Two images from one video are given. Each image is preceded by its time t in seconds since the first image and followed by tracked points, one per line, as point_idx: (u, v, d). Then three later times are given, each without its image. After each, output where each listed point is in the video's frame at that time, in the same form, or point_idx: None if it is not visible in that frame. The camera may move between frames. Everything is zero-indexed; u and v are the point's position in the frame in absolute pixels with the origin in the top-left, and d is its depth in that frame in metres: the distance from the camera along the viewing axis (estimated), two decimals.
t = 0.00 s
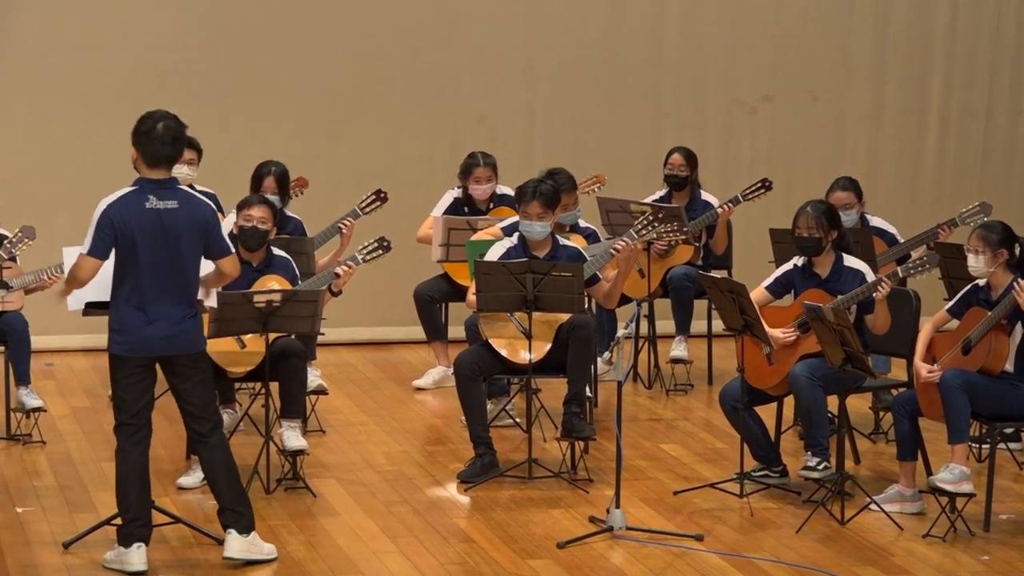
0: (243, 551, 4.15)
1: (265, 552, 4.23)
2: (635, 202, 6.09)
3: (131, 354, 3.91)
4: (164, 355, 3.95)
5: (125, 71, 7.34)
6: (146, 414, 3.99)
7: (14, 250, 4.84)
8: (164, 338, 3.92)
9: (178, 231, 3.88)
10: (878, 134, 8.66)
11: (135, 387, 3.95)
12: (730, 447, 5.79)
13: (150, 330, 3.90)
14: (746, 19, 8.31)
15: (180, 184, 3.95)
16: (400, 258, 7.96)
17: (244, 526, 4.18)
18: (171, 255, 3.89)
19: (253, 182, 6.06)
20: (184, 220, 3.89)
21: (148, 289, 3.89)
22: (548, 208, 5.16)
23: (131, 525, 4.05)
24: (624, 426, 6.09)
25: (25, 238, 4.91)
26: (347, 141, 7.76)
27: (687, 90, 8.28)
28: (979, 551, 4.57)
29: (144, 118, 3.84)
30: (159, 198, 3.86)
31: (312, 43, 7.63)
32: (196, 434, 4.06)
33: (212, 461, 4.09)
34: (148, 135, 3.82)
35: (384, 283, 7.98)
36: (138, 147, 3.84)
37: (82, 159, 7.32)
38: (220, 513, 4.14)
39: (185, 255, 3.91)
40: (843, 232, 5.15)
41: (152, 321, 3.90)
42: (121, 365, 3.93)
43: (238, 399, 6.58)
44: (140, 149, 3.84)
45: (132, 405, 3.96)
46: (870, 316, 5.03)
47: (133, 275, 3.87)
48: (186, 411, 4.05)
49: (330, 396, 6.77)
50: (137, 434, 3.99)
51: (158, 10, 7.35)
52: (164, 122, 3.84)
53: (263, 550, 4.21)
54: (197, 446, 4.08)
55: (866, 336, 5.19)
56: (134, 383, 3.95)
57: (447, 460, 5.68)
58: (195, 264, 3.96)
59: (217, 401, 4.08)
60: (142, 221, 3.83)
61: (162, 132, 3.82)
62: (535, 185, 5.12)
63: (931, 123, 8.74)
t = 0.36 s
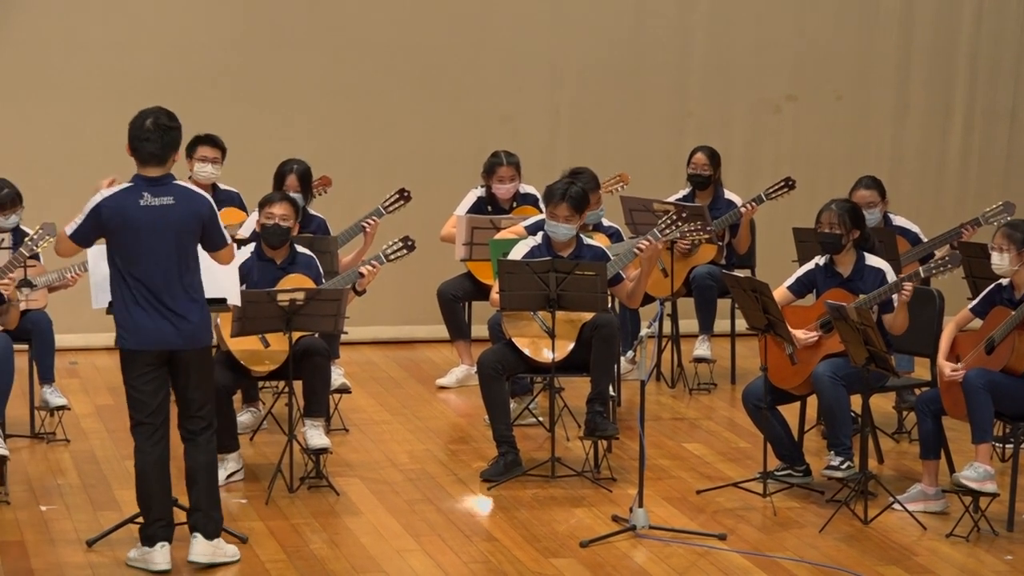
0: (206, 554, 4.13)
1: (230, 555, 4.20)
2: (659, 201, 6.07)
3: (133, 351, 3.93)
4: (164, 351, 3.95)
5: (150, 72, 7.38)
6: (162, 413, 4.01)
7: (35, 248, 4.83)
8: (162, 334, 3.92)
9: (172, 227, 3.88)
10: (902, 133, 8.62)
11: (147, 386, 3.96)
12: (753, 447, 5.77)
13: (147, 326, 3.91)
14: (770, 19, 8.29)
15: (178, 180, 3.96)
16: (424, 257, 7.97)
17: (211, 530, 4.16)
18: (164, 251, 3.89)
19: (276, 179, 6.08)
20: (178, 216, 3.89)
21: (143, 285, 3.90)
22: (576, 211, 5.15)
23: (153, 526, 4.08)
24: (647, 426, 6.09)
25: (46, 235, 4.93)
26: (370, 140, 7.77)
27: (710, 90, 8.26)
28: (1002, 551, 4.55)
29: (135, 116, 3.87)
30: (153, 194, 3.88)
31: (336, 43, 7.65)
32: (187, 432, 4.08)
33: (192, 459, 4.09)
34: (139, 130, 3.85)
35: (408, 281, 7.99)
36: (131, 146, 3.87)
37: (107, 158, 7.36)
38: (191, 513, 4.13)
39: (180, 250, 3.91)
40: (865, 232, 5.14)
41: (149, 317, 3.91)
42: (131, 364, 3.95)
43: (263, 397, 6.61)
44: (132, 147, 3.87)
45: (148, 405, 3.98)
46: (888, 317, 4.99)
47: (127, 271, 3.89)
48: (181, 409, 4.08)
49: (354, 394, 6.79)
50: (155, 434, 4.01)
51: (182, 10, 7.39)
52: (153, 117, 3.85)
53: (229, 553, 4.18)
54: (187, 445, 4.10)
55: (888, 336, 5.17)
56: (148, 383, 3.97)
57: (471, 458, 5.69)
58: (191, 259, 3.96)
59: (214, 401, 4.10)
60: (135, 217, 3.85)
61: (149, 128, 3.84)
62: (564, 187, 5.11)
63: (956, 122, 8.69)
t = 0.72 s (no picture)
0: (243, 557, 4.10)
1: (265, 557, 4.18)
2: (679, 200, 6.07)
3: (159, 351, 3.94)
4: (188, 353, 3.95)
5: (171, 72, 7.42)
6: (186, 415, 4.02)
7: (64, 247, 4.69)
8: (184, 336, 3.92)
9: (197, 229, 3.87)
10: (923, 132, 8.59)
11: (173, 387, 3.98)
12: (773, 446, 5.76)
13: (174, 328, 3.92)
14: (790, 18, 8.27)
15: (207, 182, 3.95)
16: (445, 256, 7.99)
17: (245, 534, 4.13)
18: (189, 253, 3.89)
19: (297, 178, 6.10)
20: (203, 218, 3.88)
21: (171, 287, 3.91)
22: (597, 210, 5.15)
23: (173, 528, 4.11)
24: (667, 425, 6.08)
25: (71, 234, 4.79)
26: (390, 140, 7.79)
27: (730, 89, 8.25)
28: None
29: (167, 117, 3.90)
30: (180, 196, 3.88)
31: (356, 43, 7.66)
32: (219, 434, 4.05)
33: (226, 464, 4.06)
34: (167, 130, 3.87)
35: (428, 280, 8.01)
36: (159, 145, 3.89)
37: (128, 158, 7.40)
38: (226, 517, 4.10)
39: (208, 253, 3.91)
40: (886, 231, 5.12)
41: (173, 317, 3.92)
42: (156, 364, 3.97)
43: (284, 396, 6.63)
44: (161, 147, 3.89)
45: (171, 406, 3.99)
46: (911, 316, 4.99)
47: (154, 272, 3.91)
48: (212, 412, 4.05)
49: (374, 393, 6.81)
50: (179, 437, 4.02)
51: (202, 10, 7.42)
52: (182, 118, 3.87)
53: (264, 556, 4.16)
54: (220, 448, 4.07)
55: (909, 335, 5.16)
56: (174, 386, 3.98)
57: (491, 458, 5.70)
58: (220, 261, 3.94)
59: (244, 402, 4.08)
60: (162, 219, 3.86)
61: (179, 128, 3.86)
62: (585, 186, 5.10)
63: (977, 120, 8.66)
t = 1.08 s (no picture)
0: (276, 566, 4.13)
1: (294, 561, 4.22)
2: (700, 200, 6.07)
3: (212, 352, 3.96)
4: (242, 355, 3.97)
5: (193, 73, 7.44)
6: (231, 417, 4.04)
7: (86, 248, 4.85)
8: (239, 338, 3.94)
9: (257, 232, 3.89)
10: (945, 132, 8.55)
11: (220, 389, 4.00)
12: (794, 446, 5.75)
13: (232, 331, 3.94)
14: (811, 18, 8.26)
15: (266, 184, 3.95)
16: (465, 256, 8.01)
17: (279, 542, 4.15)
18: (250, 255, 3.91)
19: (318, 177, 6.10)
20: (264, 221, 3.89)
21: (230, 289, 3.92)
22: (615, 206, 5.16)
23: (198, 526, 4.14)
24: (688, 425, 6.08)
25: (95, 236, 4.96)
26: (411, 139, 7.81)
27: (752, 88, 8.23)
28: None
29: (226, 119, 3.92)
30: (240, 198, 3.88)
31: (376, 44, 7.68)
32: (262, 440, 4.06)
33: (266, 469, 4.07)
34: (228, 132, 3.89)
35: (449, 280, 8.03)
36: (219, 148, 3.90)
37: (151, 159, 7.44)
38: (260, 524, 4.12)
39: (266, 256, 3.92)
40: (908, 231, 5.11)
41: (231, 320, 3.94)
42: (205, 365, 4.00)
43: (305, 395, 6.66)
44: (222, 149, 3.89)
45: (217, 407, 4.02)
46: (932, 317, 4.97)
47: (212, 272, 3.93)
48: (257, 416, 4.05)
49: (395, 392, 6.83)
50: (220, 438, 4.04)
51: (224, 12, 7.45)
52: (242, 119, 3.89)
53: (294, 561, 4.20)
54: (261, 453, 4.07)
55: (931, 335, 5.14)
56: (223, 388, 4.00)
57: (512, 457, 5.71)
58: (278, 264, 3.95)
59: (291, 409, 4.07)
60: (222, 220, 3.87)
61: (239, 130, 3.88)
62: (601, 182, 5.11)
63: (998, 120, 8.62)
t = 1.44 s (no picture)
0: (295, 566, 4.11)
1: (313, 562, 4.20)
2: (720, 200, 6.06)
3: (250, 351, 3.99)
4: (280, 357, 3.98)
5: (213, 74, 7.47)
6: (265, 413, 4.06)
7: (106, 248, 4.72)
8: (276, 340, 3.95)
9: (303, 233, 3.92)
10: (966, 132, 8.52)
11: (256, 384, 4.02)
12: (814, 446, 5.74)
13: (271, 333, 3.95)
14: (831, 18, 8.24)
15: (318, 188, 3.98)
16: (485, 256, 8.02)
17: (300, 542, 4.13)
18: (295, 257, 3.93)
19: (338, 178, 6.10)
20: (310, 222, 3.92)
21: (273, 290, 3.95)
22: (629, 203, 5.18)
23: (239, 520, 4.11)
24: (708, 425, 6.08)
25: (116, 236, 4.82)
26: (431, 139, 7.82)
27: (772, 88, 8.22)
28: None
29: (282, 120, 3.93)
30: (289, 198, 3.93)
31: (396, 44, 7.70)
32: (294, 439, 4.06)
33: (295, 468, 4.07)
34: (281, 134, 3.90)
35: (469, 280, 8.04)
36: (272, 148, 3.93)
37: (172, 159, 7.47)
38: (283, 522, 4.11)
39: (311, 258, 3.94)
40: (928, 231, 5.10)
41: (272, 322, 3.96)
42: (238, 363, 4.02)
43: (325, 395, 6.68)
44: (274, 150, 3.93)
45: (249, 404, 4.04)
46: (952, 317, 4.96)
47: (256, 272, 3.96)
48: (292, 416, 4.06)
49: (414, 392, 6.84)
50: (253, 434, 4.08)
51: (244, 13, 7.47)
52: (297, 122, 3.90)
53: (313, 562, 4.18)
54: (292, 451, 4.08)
55: (950, 335, 5.13)
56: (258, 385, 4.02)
57: (532, 457, 5.72)
58: (323, 269, 3.97)
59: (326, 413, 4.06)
60: (269, 220, 3.92)
61: (293, 133, 3.89)
62: (616, 179, 5.16)
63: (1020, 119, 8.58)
